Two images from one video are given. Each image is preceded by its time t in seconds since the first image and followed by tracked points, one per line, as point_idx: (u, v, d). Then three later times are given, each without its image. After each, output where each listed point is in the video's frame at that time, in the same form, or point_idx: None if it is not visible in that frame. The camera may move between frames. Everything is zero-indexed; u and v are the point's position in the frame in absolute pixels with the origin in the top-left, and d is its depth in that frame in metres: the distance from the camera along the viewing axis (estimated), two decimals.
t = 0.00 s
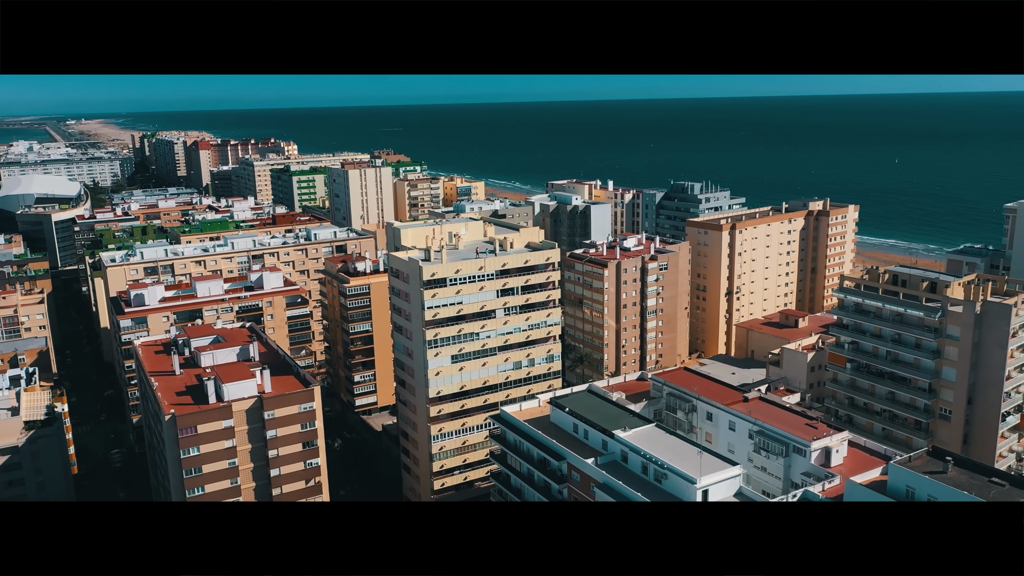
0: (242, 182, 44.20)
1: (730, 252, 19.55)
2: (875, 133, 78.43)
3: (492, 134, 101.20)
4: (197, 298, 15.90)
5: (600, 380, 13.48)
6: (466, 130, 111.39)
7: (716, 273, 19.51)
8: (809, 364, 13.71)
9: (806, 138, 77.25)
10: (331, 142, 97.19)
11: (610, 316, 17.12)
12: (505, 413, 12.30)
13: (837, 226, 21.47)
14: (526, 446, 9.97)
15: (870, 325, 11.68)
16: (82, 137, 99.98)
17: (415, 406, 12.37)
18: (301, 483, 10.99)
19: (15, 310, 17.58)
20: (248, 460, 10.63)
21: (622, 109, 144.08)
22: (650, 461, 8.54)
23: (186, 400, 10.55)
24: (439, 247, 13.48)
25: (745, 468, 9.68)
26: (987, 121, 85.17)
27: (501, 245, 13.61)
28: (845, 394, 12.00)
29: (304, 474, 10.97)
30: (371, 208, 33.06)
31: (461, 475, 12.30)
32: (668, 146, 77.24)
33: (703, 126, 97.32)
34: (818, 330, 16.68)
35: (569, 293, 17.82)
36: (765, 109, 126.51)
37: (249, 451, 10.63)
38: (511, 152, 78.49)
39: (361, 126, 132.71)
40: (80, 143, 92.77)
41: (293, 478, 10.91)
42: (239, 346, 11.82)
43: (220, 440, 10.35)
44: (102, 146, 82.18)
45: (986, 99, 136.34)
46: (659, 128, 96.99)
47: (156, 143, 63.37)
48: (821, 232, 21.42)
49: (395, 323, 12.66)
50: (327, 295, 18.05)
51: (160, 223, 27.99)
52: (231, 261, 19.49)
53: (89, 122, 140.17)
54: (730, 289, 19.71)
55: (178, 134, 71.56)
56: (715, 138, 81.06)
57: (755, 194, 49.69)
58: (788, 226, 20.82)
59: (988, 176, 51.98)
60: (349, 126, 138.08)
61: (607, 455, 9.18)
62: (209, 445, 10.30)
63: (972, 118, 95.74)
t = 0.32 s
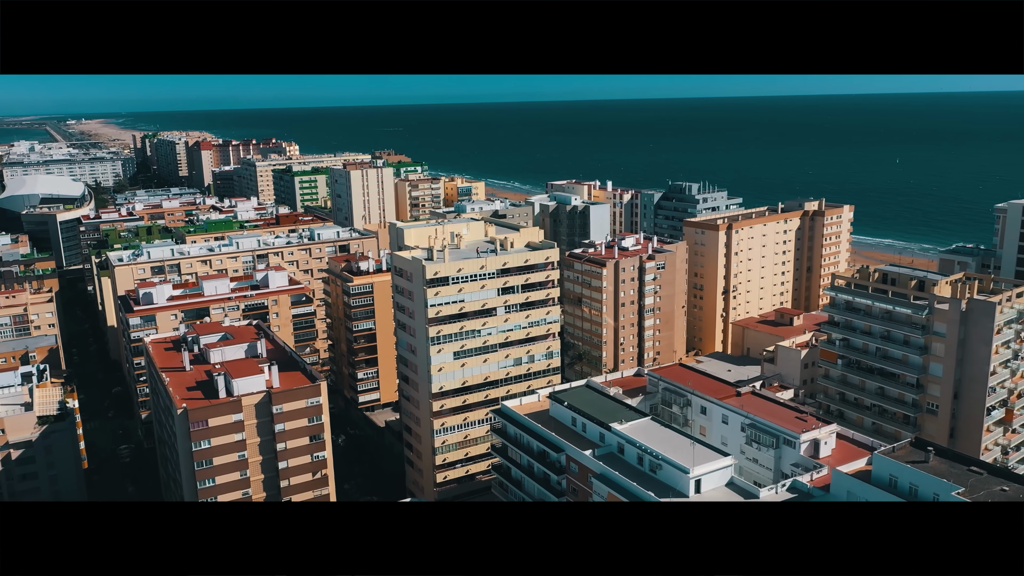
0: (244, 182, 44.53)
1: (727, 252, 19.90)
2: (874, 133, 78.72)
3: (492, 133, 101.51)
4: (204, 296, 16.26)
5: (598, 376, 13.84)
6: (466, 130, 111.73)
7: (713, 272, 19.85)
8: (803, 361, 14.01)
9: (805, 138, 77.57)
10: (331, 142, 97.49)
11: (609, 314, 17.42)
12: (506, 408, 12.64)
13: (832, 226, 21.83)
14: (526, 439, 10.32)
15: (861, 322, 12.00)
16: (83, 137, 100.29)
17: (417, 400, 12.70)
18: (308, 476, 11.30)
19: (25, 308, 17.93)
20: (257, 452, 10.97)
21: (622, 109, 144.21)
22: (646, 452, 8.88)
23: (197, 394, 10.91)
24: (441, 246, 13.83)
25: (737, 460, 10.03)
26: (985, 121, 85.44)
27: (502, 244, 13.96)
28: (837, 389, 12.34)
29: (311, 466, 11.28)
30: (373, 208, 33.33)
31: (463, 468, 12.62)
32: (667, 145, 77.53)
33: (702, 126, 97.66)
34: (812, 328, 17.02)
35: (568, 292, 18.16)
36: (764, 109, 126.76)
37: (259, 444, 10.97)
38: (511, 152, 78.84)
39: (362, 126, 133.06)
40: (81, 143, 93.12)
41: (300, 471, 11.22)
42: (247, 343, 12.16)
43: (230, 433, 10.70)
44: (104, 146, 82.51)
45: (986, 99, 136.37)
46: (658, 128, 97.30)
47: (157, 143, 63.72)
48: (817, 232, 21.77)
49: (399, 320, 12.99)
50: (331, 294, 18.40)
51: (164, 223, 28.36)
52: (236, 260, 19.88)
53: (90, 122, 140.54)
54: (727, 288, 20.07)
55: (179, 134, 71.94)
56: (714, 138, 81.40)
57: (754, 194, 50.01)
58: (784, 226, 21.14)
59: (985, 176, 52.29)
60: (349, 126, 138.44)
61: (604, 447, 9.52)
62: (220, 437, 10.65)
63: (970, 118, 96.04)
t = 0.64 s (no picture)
0: (246, 182, 44.84)
1: (723, 251, 20.25)
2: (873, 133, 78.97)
3: (492, 133, 101.75)
4: (211, 295, 16.64)
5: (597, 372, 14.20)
6: (466, 130, 111.97)
7: (709, 272, 20.19)
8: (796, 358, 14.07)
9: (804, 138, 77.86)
10: (331, 142, 97.71)
11: (607, 312, 17.72)
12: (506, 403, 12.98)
13: (828, 226, 22.20)
14: (526, 432, 10.67)
15: (852, 319, 12.34)
16: (82, 138, 100.47)
17: (420, 396, 13.04)
18: (315, 469, 11.63)
19: (34, 307, 18.24)
20: (265, 446, 11.31)
21: (623, 109, 143.79)
22: (641, 444, 9.21)
23: (207, 389, 11.26)
24: (443, 246, 14.18)
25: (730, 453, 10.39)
26: (984, 121, 85.66)
27: (503, 244, 14.31)
28: (828, 384, 12.69)
29: (317, 459, 11.61)
30: (375, 209, 33.61)
31: (465, 462, 12.95)
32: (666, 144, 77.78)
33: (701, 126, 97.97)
34: (807, 326, 17.38)
35: (568, 291, 18.51)
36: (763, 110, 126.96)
37: (267, 438, 11.30)
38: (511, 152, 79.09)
39: (362, 125, 133.33)
40: (83, 142, 93.61)
41: (307, 463, 11.56)
42: (255, 340, 12.50)
43: (240, 426, 11.04)
44: (104, 146, 82.74)
45: (986, 100, 136.46)
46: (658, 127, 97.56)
47: (158, 143, 64.00)
48: (812, 232, 22.13)
49: (402, 318, 13.34)
50: (334, 292, 18.73)
51: (168, 223, 28.71)
52: (241, 259, 20.26)
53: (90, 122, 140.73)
54: (723, 287, 20.43)
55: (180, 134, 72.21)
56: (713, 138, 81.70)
57: (752, 194, 50.34)
58: (780, 226, 21.49)
59: (983, 176, 52.56)
60: (349, 126, 138.71)
61: (601, 439, 9.86)
62: (230, 431, 11.00)
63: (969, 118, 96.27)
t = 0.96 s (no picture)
0: (248, 182, 45.16)
1: (720, 251, 20.55)
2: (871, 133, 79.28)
3: (491, 133, 102.00)
4: (217, 294, 16.99)
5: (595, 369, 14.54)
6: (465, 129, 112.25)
7: (706, 271, 20.50)
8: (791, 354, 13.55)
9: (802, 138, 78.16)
10: (331, 142, 97.98)
11: (605, 311, 18.06)
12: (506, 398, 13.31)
13: (823, 226, 22.54)
14: (526, 425, 11.01)
15: (843, 317, 12.66)
16: (83, 137, 100.70)
17: (423, 392, 13.37)
18: (321, 462, 11.99)
19: (42, 305, 18.58)
20: (273, 439, 11.64)
21: (621, 108, 144.03)
22: (637, 436, 9.55)
23: (216, 385, 11.63)
24: (445, 246, 14.53)
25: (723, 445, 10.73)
26: (981, 121, 85.97)
27: (503, 244, 14.64)
28: (821, 380, 13.04)
29: (323, 453, 11.96)
30: (376, 209, 33.97)
31: (465, 456, 13.31)
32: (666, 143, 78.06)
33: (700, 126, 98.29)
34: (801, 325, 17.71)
35: (566, 290, 18.84)
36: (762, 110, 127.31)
37: (274, 432, 11.64)
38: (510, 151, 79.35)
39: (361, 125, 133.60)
40: (84, 142, 94.08)
41: (313, 457, 11.91)
42: (262, 337, 12.82)
43: (249, 420, 11.40)
44: (104, 146, 83.00)
45: (984, 100, 136.48)
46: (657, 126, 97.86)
47: (160, 143, 64.31)
48: (808, 232, 22.45)
49: (405, 316, 13.67)
50: (337, 291, 19.04)
51: (172, 223, 29.05)
52: (246, 259, 20.61)
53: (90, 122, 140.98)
54: (720, 286, 20.75)
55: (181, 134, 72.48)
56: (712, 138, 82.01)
57: (750, 194, 50.65)
58: (775, 226, 21.81)
59: (980, 176, 52.88)
60: (349, 126, 138.99)
61: (599, 432, 10.20)
62: (239, 425, 11.35)
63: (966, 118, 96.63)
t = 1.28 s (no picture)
0: (250, 183, 45.52)
1: (717, 250, 20.87)
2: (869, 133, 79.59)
3: (491, 133, 102.36)
4: (223, 293, 17.35)
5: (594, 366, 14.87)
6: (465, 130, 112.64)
7: (703, 270, 20.85)
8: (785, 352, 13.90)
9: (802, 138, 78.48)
10: (331, 142, 98.40)
11: (604, 309, 18.40)
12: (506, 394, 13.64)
13: (818, 226, 22.99)
14: (526, 419, 11.34)
15: (835, 315, 12.99)
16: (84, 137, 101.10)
17: (425, 388, 13.70)
18: (326, 456, 12.30)
19: (51, 304, 18.92)
20: (280, 434, 11.96)
21: (620, 109, 144.47)
22: (633, 430, 9.88)
23: (225, 380, 11.98)
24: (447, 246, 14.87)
25: (717, 439, 11.07)
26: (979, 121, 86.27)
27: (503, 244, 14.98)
28: (813, 376, 13.35)
29: (329, 447, 12.27)
30: (378, 210, 34.34)
31: (467, 451, 13.63)
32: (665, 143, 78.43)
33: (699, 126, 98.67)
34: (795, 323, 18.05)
35: (565, 289, 19.16)
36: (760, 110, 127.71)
37: (282, 427, 11.96)
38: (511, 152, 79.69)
39: (362, 125, 133.98)
40: (85, 142, 94.32)
41: (319, 451, 12.22)
42: (268, 334, 13.16)
43: (257, 415, 11.70)
44: (107, 147, 83.41)
45: (982, 100, 136.86)
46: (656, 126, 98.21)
47: (163, 144, 64.74)
48: (804, 231, 22.82)
49: (408, 314, 13.99)
50: (340, 290, 19.35)
51: (176, 223, 29.43)
52: (250, 259, 20.97)
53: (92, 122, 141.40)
54: (717, 285, 21.07)
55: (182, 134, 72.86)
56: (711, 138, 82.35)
57: (749, 195, 51.01)
58: (772, 226, 22.12)
59: (977, 176, 53.18)
60: (349, 126, 139.39)
61: (597, 426, 10.52)
62: (247, 420, 11.67)
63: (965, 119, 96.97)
